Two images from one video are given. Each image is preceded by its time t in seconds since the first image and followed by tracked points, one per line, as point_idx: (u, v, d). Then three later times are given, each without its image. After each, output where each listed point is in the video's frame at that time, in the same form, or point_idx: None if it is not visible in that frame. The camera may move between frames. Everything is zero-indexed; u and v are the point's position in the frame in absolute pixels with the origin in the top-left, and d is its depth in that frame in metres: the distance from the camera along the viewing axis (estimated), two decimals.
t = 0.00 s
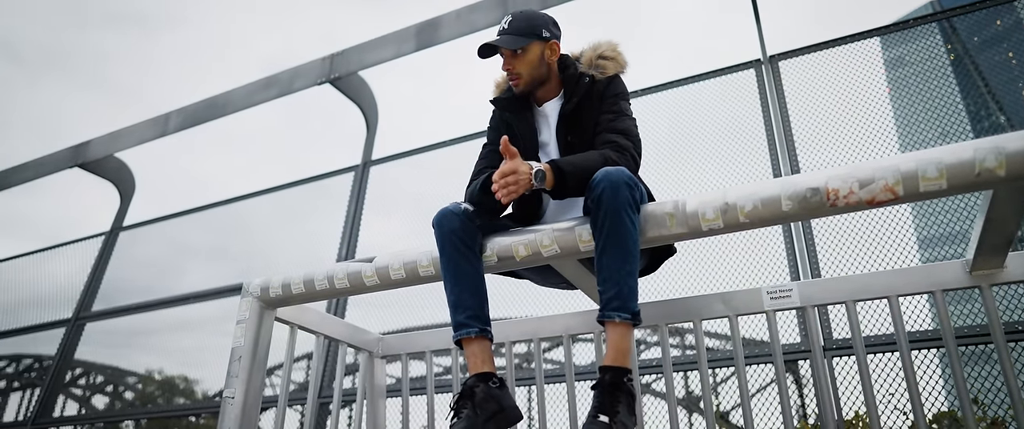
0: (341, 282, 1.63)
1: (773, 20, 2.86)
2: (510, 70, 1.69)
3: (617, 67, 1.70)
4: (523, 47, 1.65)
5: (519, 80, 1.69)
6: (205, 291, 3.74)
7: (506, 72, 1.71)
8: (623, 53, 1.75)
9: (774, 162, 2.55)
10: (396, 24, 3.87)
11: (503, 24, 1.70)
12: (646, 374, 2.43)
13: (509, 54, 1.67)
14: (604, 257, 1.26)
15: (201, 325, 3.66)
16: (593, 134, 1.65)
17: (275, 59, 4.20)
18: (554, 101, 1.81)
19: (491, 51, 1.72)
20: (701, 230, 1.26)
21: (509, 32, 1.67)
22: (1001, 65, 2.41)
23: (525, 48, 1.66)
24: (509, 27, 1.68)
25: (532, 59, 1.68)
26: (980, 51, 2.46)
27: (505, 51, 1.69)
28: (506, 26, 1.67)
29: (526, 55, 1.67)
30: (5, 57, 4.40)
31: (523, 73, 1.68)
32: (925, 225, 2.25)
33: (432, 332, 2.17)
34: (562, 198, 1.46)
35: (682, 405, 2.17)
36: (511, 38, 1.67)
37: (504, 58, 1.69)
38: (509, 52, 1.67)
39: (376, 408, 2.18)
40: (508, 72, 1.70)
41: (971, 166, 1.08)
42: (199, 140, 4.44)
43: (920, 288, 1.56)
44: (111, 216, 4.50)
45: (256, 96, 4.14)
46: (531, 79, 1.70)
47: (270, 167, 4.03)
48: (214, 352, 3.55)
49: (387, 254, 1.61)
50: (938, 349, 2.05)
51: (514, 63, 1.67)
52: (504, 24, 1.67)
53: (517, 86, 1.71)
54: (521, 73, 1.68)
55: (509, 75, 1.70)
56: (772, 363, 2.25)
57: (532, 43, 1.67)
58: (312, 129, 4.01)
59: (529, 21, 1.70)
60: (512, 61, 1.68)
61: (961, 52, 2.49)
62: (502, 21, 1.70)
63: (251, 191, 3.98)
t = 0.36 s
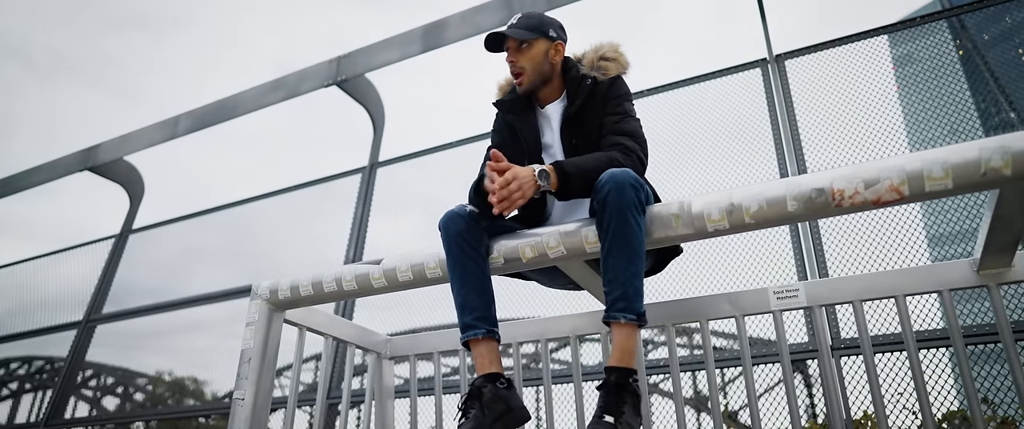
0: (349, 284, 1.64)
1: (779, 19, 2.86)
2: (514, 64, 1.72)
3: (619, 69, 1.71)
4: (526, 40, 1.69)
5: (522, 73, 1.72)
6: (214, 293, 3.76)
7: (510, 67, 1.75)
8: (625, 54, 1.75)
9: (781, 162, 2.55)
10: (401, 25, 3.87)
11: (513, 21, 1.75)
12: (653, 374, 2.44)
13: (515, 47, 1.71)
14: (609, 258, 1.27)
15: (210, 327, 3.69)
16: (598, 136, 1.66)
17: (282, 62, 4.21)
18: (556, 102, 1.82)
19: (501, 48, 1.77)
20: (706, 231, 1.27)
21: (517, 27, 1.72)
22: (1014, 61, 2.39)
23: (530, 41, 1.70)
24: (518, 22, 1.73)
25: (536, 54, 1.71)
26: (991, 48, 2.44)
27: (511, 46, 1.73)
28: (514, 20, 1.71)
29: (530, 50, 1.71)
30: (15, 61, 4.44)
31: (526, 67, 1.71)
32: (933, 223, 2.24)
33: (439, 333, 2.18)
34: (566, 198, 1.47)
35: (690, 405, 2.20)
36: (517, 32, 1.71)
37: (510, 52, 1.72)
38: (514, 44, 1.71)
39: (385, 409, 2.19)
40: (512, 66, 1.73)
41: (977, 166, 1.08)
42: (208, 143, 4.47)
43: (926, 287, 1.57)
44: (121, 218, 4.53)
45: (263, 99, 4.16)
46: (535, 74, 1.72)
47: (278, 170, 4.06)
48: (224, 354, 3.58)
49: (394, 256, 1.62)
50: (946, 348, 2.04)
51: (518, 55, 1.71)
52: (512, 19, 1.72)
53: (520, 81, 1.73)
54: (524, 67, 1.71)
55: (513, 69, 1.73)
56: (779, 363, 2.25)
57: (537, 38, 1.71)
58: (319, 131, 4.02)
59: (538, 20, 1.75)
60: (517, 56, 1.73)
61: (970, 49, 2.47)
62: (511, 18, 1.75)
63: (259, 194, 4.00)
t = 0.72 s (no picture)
0: (357, 284, 1.65)
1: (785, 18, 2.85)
2: (546, 43, 1.76)
3: (636, 70, 1.71)
4: (561, 23, 1.75)
5: (552, 53, 1.75)
6: (221, 293, 3.78)
7: (539, 49, 1.78)
8: (642, 56, 1.75)
9: (787, 161, 2.55)
10: (407, 26, 3.87)
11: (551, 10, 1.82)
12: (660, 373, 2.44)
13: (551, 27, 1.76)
14: (617, 258, 1.27)
15: (217, 327, 3.70)
16: (612, 135, 1.66)
17: (287, 63, 4.21)
18: (571, 100, 1.81)
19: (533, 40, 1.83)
20: (714, 231, 1.27)
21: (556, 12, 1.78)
22: None
23: (566, 26, 1.76)
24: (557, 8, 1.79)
25: (567, 40, 1.75)
26: (999, 45, 2.43)
27: (546, 29, 1.78)
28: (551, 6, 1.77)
29: (562, 34, 1.76)
30: (22, 64, 4.46)
31: (558, 48, 1.75)
32: (940, 222, 2.23)
33: (446, 333, 2.18)
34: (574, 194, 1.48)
35: (698, 405, 2.23)
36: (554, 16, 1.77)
37: (544, 35, 1.77)
38: (549, 27, 1.77)
39: (392, 409, 2.20)
40: (543, 47, 1.77)
41: (986, 165, 1.07)
42: (215, 144, 4.49)
43: (934, 287, 1.56)
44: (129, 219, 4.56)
45: (269, 100, 4.17)
46: (563, 59, 1.75)
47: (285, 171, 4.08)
48: (231, 354, 3.59)
49: (401, 256, 1.62)
50: (953, 347, 2.04)
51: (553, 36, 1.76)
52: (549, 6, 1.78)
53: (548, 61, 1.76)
54: (556, 47, 1.75)
55: (544, 49, 1.76)
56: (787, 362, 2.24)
57: (572, 28, 1.77)
58: (325, 132, 4.03)
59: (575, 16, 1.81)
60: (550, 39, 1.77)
61: (978, 47, 2.46)
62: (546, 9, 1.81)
63: (265, 195, 4.02)
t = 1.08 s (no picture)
0: (360, 285, 1.66)
1: (787, 19, 2.86)
2: (549, 43, 1.77)
3: (637, 71, 1.71)
4: (565, 23, 1.77)
5: (556, 54, 1.77)
6: (227, 294, 3.79)
7: (542, 49, 1.79)
8: (643, 58, 1.76)
9: (791, 160, 2.54)
10: (410, 27, 3.87)
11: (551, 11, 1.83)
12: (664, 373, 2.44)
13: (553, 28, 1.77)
14: (618, 259, 1.27)
15: (223, 328, 3.72)
16: (612, 136, 1.66)
17: (292, 64, 4.21)
18: (572, 101, 1.82)
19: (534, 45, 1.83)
20: (715, 231, 1.27)
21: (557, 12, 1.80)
22: None
23: (568, 27, 1.78)
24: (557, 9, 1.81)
25: (570, 40, 1.77)
26: (1006, 43, 2.41)
27: (548, 29, 1.79)
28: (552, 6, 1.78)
29: (565, 34, 1.77)
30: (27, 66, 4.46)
31: (562, 49, 1.77)
32: (944, 221, 2.23)
33: (450, 334, 2.19)
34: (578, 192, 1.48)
35: (701, 404, 2.21)
36: (556, 17, 1.78)
37: (547, 35, 1.79)
38: (552, 28, 1.78)
39: (396, 409, 2.21)
40: (545, 47, 1.78)
41: (988, 165, 1.07)
42: (219, 146, 4.50)
43: (937, 287, 1.56)
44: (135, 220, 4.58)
45: (273, 101, 4.18)
46: (567, 59, 1.77)
47: (291, 173, 4.09)
48: (236, 354, 3.61)
49: (404, 258, 1.63)
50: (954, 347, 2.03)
51: (556, 36, 1.77)
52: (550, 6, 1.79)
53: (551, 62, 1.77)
54: (559, 48, 1.77)
55: (548, 49, 1.78)
56: (788, 362, 2.25)
57: (574, 29, 1.79)
58: (330, 133, 4.05)
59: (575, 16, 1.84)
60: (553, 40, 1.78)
61: (984, 45, 2.45)
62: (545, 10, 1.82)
63: (270, 196, 4.03)
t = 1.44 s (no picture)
0: (358, 286, 1.66)
1: (788, 18, 2.86)
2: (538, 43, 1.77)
3: (632, 71, 1.73)
4: (552, 23, 1.77)
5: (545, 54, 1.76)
6: (231, 294, 3.81)
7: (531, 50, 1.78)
8: (638, 59, 1.77)
9: (792, 159, 2.53)
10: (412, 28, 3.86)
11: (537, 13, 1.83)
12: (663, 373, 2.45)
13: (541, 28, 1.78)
14: (612, 258, 1.27)
15: (228, 327, 3.74)
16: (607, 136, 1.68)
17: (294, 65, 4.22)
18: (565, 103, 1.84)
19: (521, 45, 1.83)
20: (710, 231, 1.27)
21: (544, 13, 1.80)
22: None
23: (556, 28, 1.78)
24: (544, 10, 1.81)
25: (559, 40, 1.77)
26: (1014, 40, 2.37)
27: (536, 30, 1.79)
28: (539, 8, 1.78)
29: (554, 34, 1.78)
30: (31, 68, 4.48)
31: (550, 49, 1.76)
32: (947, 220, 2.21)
33: (450, 334, 2.19)
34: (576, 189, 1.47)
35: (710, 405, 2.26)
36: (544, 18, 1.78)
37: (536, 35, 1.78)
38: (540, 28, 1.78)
39: (396, 409, 2.21)
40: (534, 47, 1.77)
41: (983, 164, 1.07)
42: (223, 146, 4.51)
43: (937, 286, 1.55)
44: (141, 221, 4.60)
45: (277, 102, 4.19)
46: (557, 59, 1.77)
47: (295, 173, 4.11)
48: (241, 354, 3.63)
49: (401, 258, 1.63)
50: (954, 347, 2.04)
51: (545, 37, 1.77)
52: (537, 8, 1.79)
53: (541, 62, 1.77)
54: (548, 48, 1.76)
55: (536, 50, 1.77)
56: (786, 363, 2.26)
57: (562, 29, 1.80)
58: (333, 133, 4.06)
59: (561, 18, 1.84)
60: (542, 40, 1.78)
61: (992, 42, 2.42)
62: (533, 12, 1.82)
63: (274, 197, 4.04)
